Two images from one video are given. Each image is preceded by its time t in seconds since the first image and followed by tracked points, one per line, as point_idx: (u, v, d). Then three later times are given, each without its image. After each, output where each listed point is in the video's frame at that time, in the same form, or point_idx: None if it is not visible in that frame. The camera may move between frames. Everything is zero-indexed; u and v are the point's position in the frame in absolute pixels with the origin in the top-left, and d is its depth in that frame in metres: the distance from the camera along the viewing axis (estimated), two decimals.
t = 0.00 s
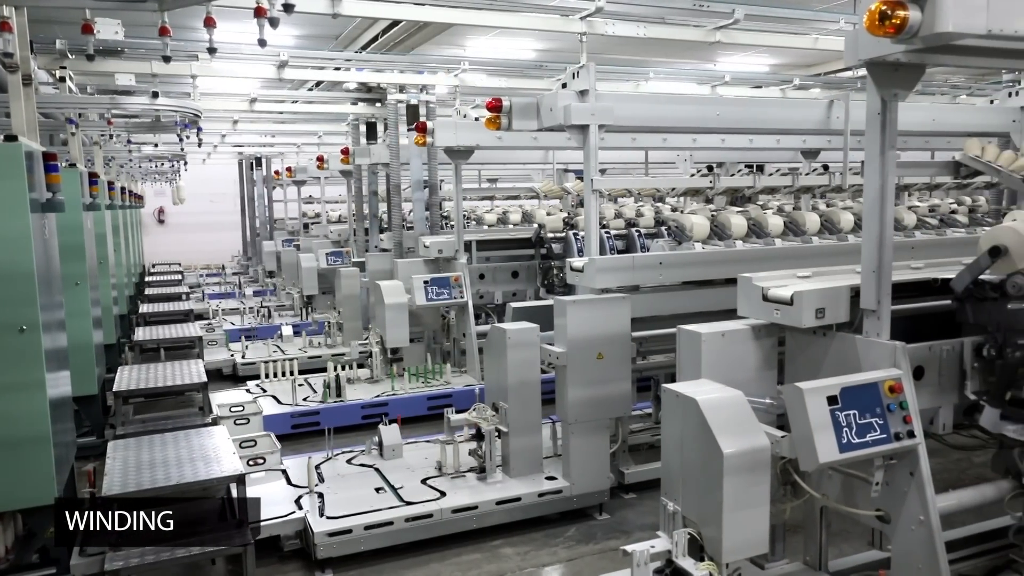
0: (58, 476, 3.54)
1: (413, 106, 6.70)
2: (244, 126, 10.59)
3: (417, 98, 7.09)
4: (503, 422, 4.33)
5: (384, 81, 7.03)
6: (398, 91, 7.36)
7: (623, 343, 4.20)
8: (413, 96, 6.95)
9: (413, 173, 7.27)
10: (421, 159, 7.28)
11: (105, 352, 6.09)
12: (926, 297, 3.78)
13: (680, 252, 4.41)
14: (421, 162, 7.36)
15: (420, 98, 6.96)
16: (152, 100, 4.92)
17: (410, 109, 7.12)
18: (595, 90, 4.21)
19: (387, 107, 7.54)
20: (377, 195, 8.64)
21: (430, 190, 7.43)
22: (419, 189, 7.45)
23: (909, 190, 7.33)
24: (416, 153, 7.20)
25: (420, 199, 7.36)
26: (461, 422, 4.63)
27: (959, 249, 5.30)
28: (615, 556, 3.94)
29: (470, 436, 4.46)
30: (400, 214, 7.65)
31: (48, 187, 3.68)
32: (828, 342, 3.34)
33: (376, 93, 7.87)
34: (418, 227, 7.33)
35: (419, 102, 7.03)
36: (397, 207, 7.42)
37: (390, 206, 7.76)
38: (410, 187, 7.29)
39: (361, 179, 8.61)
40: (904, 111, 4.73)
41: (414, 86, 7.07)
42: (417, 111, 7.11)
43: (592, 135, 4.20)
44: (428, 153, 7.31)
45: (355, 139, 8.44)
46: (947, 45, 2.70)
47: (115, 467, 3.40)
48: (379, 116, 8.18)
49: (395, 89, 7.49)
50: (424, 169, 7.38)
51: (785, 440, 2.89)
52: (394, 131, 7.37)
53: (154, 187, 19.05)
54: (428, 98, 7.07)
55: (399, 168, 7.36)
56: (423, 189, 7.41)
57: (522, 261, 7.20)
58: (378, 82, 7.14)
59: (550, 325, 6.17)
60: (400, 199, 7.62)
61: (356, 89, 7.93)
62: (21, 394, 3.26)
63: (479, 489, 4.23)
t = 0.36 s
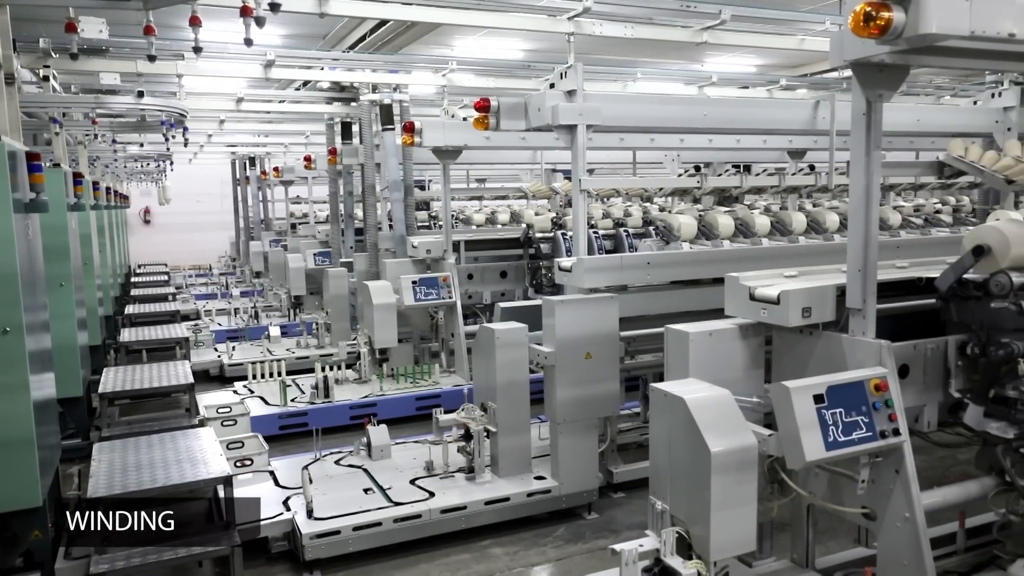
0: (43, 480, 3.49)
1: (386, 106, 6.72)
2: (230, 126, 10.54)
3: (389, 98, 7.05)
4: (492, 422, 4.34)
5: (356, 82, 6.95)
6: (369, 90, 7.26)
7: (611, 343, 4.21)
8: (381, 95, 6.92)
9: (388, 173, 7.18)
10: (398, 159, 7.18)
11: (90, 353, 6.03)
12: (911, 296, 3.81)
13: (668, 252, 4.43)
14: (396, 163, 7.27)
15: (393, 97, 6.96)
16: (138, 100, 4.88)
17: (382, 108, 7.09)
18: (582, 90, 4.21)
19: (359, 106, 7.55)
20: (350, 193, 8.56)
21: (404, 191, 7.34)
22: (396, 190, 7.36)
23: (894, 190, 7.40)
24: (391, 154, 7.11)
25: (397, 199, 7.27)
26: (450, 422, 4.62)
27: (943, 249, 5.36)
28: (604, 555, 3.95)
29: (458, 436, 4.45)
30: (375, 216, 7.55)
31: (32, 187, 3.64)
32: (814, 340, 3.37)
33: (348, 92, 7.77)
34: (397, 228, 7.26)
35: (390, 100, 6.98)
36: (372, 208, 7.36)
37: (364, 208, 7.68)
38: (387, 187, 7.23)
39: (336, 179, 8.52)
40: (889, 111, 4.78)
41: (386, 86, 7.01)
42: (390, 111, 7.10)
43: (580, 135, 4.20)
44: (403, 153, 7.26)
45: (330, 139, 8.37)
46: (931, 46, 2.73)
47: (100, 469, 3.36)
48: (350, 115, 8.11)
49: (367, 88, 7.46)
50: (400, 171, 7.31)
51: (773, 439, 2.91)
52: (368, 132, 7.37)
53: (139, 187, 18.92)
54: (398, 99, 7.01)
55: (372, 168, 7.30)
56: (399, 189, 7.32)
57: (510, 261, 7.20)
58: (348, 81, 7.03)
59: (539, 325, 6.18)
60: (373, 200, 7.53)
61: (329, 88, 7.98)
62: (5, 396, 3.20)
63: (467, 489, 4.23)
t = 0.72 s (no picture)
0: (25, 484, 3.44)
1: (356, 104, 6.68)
2: (214, 125, 10.47)
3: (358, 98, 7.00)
4: (478, 422, 4.33)
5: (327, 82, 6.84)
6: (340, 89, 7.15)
7: (597, 343, 4.22)
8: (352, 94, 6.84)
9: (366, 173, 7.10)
10: (373, 159, 7.08)
11: (72, 354, 5.97)
12: (894, 295, 3.86)
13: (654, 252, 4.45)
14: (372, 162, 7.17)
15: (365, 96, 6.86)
16: (121, 99, 4.83)
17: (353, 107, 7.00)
18: (569, 90, 4.22)
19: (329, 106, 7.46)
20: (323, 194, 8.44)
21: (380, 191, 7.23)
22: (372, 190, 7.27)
23: (877, 190, 7.46)
24: (367, 155, 7.02)
25: (375, 201, 7.18)
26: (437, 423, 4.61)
27: (925, 248, 5.42)
28: (591, 555, 3.96)
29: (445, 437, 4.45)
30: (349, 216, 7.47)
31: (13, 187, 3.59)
32: (799, 339, 3.39)
33: (319, 92, 7.78)
34: (375, 229, 7.19)
35: (360, 100, 6.84)
36: (346, 207, 7.34)
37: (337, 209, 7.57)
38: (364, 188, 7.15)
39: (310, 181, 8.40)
40: (872, 112, 4.82)
41: (357, 84, 6.90)
42: (362, 109, 7.05)
43: (566, 136, 4.21)
44: (377, 153, 7.22)
45: (304, 140, 8.23)
46: (913, 47, 2.75)
47: (83, 472, 3.33)
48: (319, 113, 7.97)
49: (338, 88, 7.40)
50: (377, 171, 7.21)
51: (758, 437, 2.93)
52: (341, 133, 7.31)
53: (122, 187, 18.76)
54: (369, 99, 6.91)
55: (346, 168, 7.23)
56: (376, 190, 7.23)
57: (497, 261, 7.20)
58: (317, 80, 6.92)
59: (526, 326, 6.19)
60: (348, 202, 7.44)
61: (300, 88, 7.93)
62: None
63: (454, 489, 4.23)
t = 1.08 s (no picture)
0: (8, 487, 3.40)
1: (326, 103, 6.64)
2: (200, 125, 10.42)
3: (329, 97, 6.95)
4: (466, 422, 4.33)
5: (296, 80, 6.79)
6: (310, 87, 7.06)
7: (585, 342, 4.22)
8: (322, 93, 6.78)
9: (333, 171, 7.06)
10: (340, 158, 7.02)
11: (56, 356, 5.92)
12: (879, 294, 3.88)
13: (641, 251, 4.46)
14: (338, 161, 7.14)
15: (336, 95, 6.80)
16: (105, 98, 4.79)
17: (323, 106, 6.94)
18: (556, 90, 4.22)
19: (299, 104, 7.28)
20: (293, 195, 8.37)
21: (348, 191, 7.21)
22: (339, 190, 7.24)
23: (862, 190, 7.52)
24: (334, 155, 6.96)
25: (341, 201, 7.14)
26: (425, 423, 4.60)
27: (910, 247, 5.46)
28: (579, 554, 3.96)
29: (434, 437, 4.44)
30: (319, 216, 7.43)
31: None
32: (785, 338, 3.41)
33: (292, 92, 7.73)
34: (341, 229, 7.17)
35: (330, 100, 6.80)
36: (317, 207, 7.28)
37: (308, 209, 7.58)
38: (329, 187, 7.12)
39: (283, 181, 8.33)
40: (857, 113, 4.86)
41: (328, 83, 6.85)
42: (331, 108, 6.99)
43: (554, 136, 4.21)
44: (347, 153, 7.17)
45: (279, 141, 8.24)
46: (897, 48, 2.77)
47: (68, 474, 3.30)
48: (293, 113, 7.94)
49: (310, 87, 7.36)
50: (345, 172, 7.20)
51: (744, 436, 2.94)
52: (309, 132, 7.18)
53: (108, 187, 18.62)
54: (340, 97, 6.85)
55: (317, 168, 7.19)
56: (342, 190, 7.18)
57: (484, 261, 7.21)
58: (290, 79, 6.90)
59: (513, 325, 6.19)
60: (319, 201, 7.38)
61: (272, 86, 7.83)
62: None
63: (442, 490, 4.22)
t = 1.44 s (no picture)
0: None
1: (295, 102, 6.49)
2: (188, 125, 10.36)
3: (302, 96, 6.76)
4: (456, 422, 4.32)
5: (267, 78, 6.66)
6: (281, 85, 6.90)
7: (575, 342, 4.23)
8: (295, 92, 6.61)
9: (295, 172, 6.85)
10: (305, 159, 6.82)
11: (43, 357, 5.88)
12: (866, 292, 3.89)
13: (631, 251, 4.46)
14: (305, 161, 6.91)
15: (307, 95, 6.65)
16: (92, 98, 4.76)
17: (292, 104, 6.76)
18: (545, 90, 4.22)
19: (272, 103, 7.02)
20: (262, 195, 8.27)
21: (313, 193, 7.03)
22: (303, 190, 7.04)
23: (849, 190, 7.56)
24: (299, 156, 6.78)
25: (304, 202, 6.95)
26: (415, 423, 4.59)
27: (898, 248, 5.50)
28: (569, 553, 3.96)
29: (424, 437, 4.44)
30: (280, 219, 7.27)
31: None
32: (774, 338, 3.43)
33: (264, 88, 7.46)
34: (300, 233, 6.96)
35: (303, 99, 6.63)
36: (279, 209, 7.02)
37: (267, 212, 7.41)
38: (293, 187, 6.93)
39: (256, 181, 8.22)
40: (845, 113, 4.89)
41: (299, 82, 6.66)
42: (302, 108, 6.82)
43: (543, 135, 4.21)
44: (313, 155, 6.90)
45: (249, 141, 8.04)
46: (884, 49, 2.79)
47: (55, 476, 3.28)
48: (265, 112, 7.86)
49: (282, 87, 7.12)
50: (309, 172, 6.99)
51: (734, 435, 2.95)
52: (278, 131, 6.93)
53: (94, 187, 18.48)
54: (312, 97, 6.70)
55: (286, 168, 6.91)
56: (307, 190, 6.99)
57: (474, 261, 7.20)
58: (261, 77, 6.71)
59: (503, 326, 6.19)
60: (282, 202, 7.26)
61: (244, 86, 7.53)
62: None
63: (432, 490, 4.22)
